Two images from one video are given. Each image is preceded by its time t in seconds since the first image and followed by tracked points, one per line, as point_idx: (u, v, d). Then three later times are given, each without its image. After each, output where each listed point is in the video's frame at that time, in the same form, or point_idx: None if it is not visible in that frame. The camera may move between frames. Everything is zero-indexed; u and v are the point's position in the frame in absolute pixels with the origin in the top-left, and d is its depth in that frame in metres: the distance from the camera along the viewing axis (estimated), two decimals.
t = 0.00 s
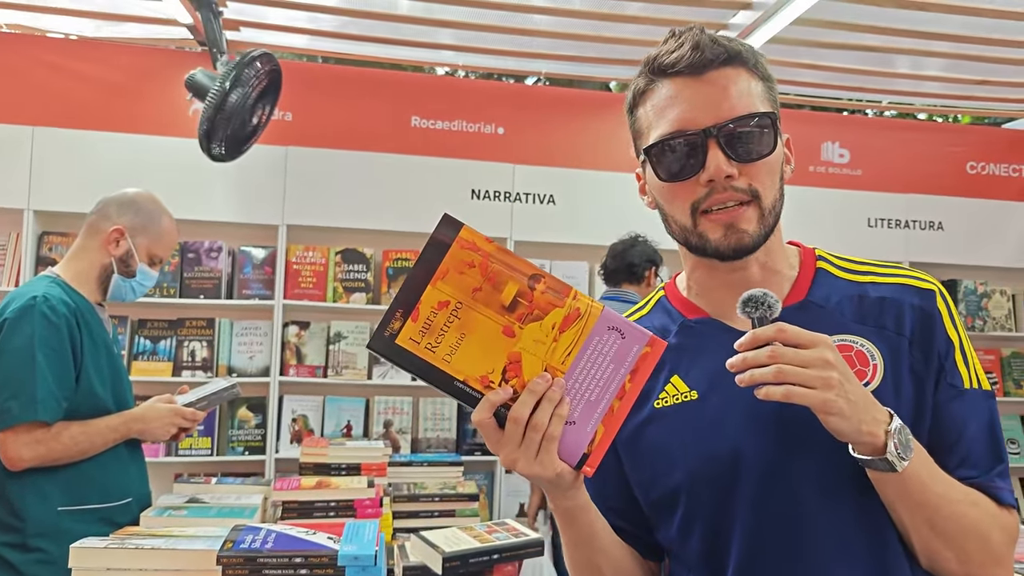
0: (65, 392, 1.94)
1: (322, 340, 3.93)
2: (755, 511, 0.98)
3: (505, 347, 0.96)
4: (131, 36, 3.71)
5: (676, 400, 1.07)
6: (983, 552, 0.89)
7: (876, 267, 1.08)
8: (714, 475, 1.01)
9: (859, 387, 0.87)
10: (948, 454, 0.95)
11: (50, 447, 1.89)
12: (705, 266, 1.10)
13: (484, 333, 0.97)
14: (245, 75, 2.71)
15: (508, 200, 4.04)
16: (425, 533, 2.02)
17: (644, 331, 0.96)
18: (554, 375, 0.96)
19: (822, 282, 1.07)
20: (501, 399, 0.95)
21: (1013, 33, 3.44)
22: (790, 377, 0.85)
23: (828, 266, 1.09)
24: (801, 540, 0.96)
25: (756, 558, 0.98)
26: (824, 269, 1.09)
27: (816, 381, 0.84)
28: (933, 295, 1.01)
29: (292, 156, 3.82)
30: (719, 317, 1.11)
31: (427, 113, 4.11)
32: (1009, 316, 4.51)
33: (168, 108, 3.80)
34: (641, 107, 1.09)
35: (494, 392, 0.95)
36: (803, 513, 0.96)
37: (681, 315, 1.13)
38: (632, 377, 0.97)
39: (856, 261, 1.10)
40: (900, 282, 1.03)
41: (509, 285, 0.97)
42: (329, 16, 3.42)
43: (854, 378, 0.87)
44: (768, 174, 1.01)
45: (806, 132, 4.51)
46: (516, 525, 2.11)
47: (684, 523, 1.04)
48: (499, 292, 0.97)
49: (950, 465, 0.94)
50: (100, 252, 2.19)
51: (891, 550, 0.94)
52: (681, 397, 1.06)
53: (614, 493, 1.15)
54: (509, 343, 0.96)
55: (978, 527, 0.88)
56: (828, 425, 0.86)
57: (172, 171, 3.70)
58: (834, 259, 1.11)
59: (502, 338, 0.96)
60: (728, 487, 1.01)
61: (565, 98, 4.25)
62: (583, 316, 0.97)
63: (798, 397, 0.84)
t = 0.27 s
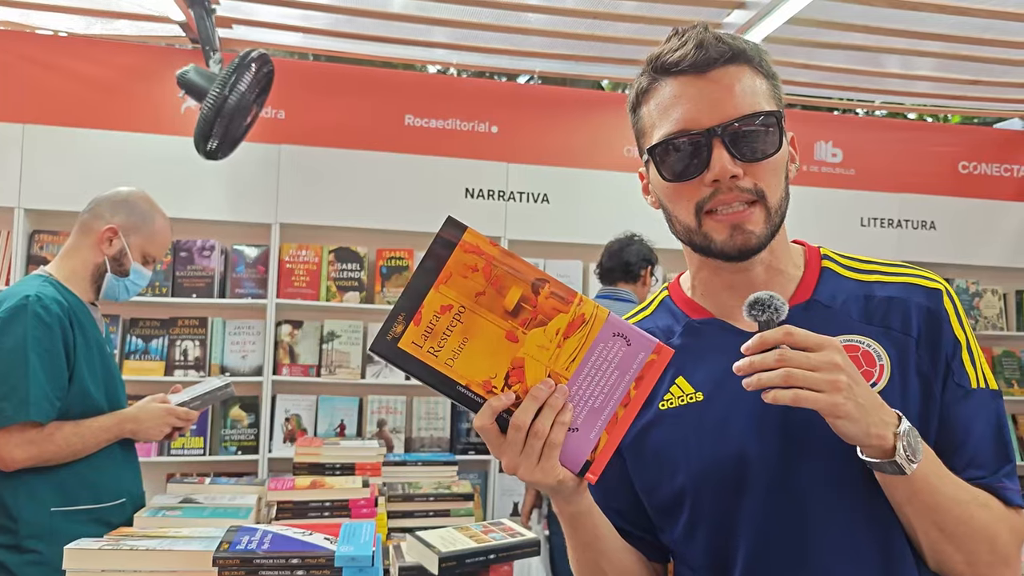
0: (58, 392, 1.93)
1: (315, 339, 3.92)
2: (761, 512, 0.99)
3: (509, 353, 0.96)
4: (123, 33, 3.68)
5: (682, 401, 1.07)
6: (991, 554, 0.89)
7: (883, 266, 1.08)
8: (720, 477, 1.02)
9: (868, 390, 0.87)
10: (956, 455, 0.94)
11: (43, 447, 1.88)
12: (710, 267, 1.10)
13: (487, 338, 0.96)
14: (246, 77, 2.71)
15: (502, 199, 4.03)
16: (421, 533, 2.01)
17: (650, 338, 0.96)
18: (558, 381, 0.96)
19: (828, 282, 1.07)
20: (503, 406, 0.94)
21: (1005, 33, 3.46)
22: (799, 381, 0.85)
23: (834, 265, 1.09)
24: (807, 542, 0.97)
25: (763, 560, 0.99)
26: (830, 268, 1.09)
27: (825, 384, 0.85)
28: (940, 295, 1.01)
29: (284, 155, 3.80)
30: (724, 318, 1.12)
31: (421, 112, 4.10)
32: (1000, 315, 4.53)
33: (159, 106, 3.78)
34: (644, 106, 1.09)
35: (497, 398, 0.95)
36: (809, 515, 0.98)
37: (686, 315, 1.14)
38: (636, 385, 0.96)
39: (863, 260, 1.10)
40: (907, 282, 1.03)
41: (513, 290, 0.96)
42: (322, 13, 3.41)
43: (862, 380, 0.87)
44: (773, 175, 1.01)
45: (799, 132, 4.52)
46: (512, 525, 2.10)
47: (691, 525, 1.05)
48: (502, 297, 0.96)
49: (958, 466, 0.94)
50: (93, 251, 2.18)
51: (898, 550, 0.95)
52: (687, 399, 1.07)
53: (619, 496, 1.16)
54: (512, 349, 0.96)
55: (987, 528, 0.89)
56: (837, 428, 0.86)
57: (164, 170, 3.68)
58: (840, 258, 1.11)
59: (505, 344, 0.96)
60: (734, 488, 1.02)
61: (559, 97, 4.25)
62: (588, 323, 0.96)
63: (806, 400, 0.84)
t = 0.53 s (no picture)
0: (47, 389, 1.91)
1: (305, 336, 3.89)
2: (762, 513, 0.99)
3: (504, 354, 0.95)
4: (111, 27, 3.65)
5: (682, 401, 1.07)
6: (994, 557, 0.88)
7: (886, 266, 1.07)
8: (721, 477, 1.01)
9: (871, 392, 0.87)
10: (958, 457, 0.94)
11: (31, 445, 1.86)
12: (711, 266, 1.09)
13: (482, 339, 0.95)
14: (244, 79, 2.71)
15: (493, 197, 4.02)
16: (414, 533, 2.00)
17: (649, 339, 0.94)
18: (555, 383, 0.95)
19: (830, 282, 1.06)
20: (498, 408, 0.94)
21: (995, 34, 3.48)
22: (801, 384, 0.84)
23: (836, 264, 1.09)
24: (809, 542, 0.96)
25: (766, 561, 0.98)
26: (832, 268, 1.08)
27: (827, 386, 0.84)
28: (943, 295, 1.01)
29: (274, 151, 3.77)
30: (725, 317, 1.11)
31: (411, 109, 4.09)
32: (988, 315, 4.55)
33: (148, 101, 3.75)
34: (646, 102, 1.08)
35: (493, 400, 0.94)
36: (810, 515, 0.97)
37: (687, 314, 1.13)
38: (635, 387, 0.95)
39: (865, 260, 1.09)
40: (911, 282, 1.03)
41: (509, 290, 0.94)
42: (313, 9, 3.39)
43: (864, 381, 0.87)
44: (776, 174, 1.00)
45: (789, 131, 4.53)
46: (505, 524, 2.09)
47: (691, 526, 1.05)
48: (498, 298, 0.95)
49: (960, 468, 0.93)
50: (82, 247, 2.15)
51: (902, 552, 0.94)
52: (687, 398, 1.06)
53: (619, 495, 1.15)
54: (508, 350, 0.95)
55: (989, 530, 0.88)
56: (839, 430, 0.86)
57: (152, 165, 3.64)
58: (844, 257, 1.11)
59: (501, 345, 0.95)
60: (735, 488, 1.01)
61: (550, 95, 4.24)
62: (586, 323, 0.95)
63: (809, 403, 0.84)
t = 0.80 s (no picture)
0: (37, 390, 1.89)
1: (295, 337, 3.87)
2: (763, 514, 0.98)
3: (509, 357, 0.94)
4: (100, 25, 3.63)
5: (684, 402, 1.06)
6: (995, 561, 0.88)
7: (889, 269, 1.08)
8: (723, 478, 1.01)
9: (876, 395, 0.86)
10: (960, 460, 0.94)
11: (21, 447, 1.84)
12: (713, 266, 1.09)
13: (486, 342, 0.94)
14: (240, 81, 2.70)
15: (484, 198, 4.01)
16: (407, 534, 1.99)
17: (655, 344, 0.93)
18: (559, 386, 0.94)
19: (833, 284, 1.07)
20: (502, 411, 0.93)
21: (983, 39, 3.51)
22: (806, 385, 0.84)
23: (840, 267, 1.09)
24: (811, 543, 0.96)
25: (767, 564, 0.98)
26: (835, 269, 1.08)
27: (832, 388, 0.84)
28: (947, 298, 1.01)
29: (265, 151, 3.75)
30: (728, 319, 1.11)
31: (402, 110, 4.08)
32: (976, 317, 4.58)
33: (137, 100, 3.72)
34: (651, 102, 1.08)
35: (496, 403, 0.93)
36: (812, 517, 0.97)
37: (689, 316, 1.13)
38: (639, 391, 0.94)
39: (868, 262, 1.10)
40: (914, 284, 1.03)
41: (514, 293, 0.94)
42: (304, 9, 3.38)
43: (869, 384, 0.86)
44: (779, 176, 1.00)
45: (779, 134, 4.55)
46: (499, 526, 2.09)
47: (692, 528, 1.04)
48: (503, 300, 0.94)
49: (963, 471, 0.94)
50: (72, 247, 2.13)
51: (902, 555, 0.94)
52: (689, 400, 1.06)
53: (620, 497, 1.15)
54: (513, 353, 0.94)
55: (990, 535, 0.88)
56: (843, 433, 0.85)
57: (141, 164, 3.61)
58: (847, 260, 1.11)
59: (505, 348, 0.94)
60: (737, 490, 1.01)
61: (540, 96, 4.24)
62: (591, 327, 0.94)
63: (814, 404, 0.83)
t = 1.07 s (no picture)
0: (25, 389, 1.87)
1: (281, 338, 3.85)
2: (765, 516, 0.99)
3: (513, 359, 0.95)
4: (84, 22, 3.59)
5: (687, 403, 1.07)
6: (994, 563, 0.90)
7: (891, 272, 1.09)
8: (726, 480, 1.02)
9: (881, 399, 0.87)
10: (959, 462, 0.96)
11: (9, 447, 1.81)
12: (717, 268, 1.11)
13: (490, 344, 0.95)
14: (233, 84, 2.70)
15: (472, 199, 4.00)
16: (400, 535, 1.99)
17: (660, 346, 0.93)
18: (564, 389, 0.95)
19: (836, 286, 1.08)
20: (506, 413, 0.94)
21: (965, 45, 3.56)
22: (812, 389, 0.85)
23: (842, 269, 1.10)
24: (814, 544, 0.97)
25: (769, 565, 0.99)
26: (837, 272, 1.10)
27: (838, 391, 0.85)
28: (948, 302, 1.03)
29: (252, 150, 3.72)
30: (731, 319, 1.12)
31: (390, 110, 4.07)
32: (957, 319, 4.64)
33: (122, 99, 3.69)
34: (656, 103, 1.09)
35: (500, 405, 0.94)
36: (814, 518, 0.98)
37: (692, 317, 1.14)
38: (644, 394, 0.95)
39: (869, 265, 1.11)
40: (916, 287, 1.05)
41: (519, 295, 0.94)
42: (293, 8, 3.37)
43: (875, 387, 0.87)
44: (784, 178, 1.01)
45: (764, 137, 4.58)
46: (493, 526, 2.08)
47: (694, 530, 1.05)
48: (508, 302, 0.95)
49: (962, 473, 0.96)
50: (62, 246, 2.11)
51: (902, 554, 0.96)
52: (691, 401, 1.07)
53: (622, 497, 1.15)
54: (517, 355, 0.95)
55: (990, 537, 0.90)
56: (849, 436, 0.86)
57: (127, 162, 3.58)
58: (849, 263, 1.12)
59: (510, 350, 0.95)
60: (739, 492, 1.02)
61: (528, 98, 4.25)
62: (596, 329, 0.95)
63: (820, 408, 0.84)
